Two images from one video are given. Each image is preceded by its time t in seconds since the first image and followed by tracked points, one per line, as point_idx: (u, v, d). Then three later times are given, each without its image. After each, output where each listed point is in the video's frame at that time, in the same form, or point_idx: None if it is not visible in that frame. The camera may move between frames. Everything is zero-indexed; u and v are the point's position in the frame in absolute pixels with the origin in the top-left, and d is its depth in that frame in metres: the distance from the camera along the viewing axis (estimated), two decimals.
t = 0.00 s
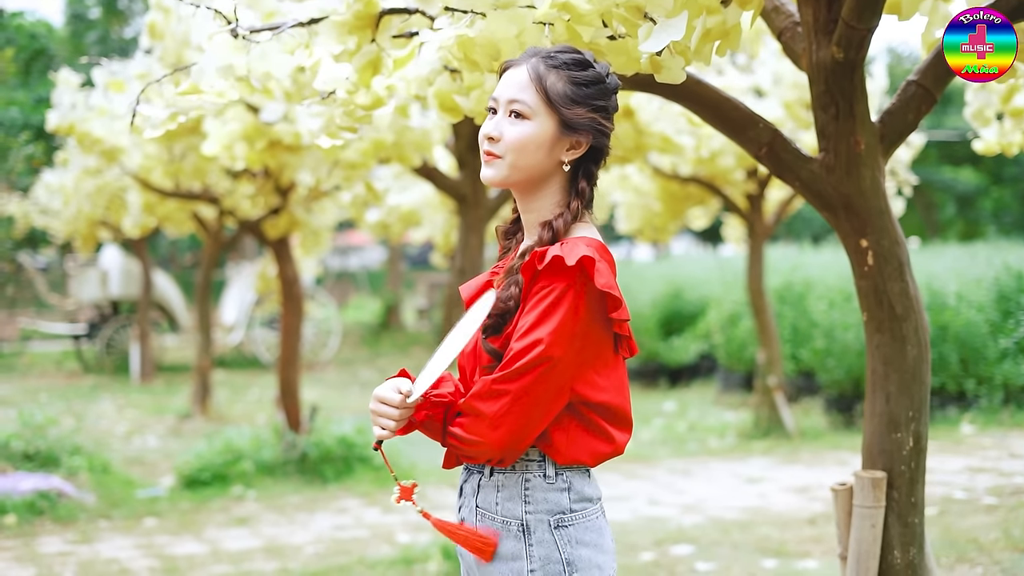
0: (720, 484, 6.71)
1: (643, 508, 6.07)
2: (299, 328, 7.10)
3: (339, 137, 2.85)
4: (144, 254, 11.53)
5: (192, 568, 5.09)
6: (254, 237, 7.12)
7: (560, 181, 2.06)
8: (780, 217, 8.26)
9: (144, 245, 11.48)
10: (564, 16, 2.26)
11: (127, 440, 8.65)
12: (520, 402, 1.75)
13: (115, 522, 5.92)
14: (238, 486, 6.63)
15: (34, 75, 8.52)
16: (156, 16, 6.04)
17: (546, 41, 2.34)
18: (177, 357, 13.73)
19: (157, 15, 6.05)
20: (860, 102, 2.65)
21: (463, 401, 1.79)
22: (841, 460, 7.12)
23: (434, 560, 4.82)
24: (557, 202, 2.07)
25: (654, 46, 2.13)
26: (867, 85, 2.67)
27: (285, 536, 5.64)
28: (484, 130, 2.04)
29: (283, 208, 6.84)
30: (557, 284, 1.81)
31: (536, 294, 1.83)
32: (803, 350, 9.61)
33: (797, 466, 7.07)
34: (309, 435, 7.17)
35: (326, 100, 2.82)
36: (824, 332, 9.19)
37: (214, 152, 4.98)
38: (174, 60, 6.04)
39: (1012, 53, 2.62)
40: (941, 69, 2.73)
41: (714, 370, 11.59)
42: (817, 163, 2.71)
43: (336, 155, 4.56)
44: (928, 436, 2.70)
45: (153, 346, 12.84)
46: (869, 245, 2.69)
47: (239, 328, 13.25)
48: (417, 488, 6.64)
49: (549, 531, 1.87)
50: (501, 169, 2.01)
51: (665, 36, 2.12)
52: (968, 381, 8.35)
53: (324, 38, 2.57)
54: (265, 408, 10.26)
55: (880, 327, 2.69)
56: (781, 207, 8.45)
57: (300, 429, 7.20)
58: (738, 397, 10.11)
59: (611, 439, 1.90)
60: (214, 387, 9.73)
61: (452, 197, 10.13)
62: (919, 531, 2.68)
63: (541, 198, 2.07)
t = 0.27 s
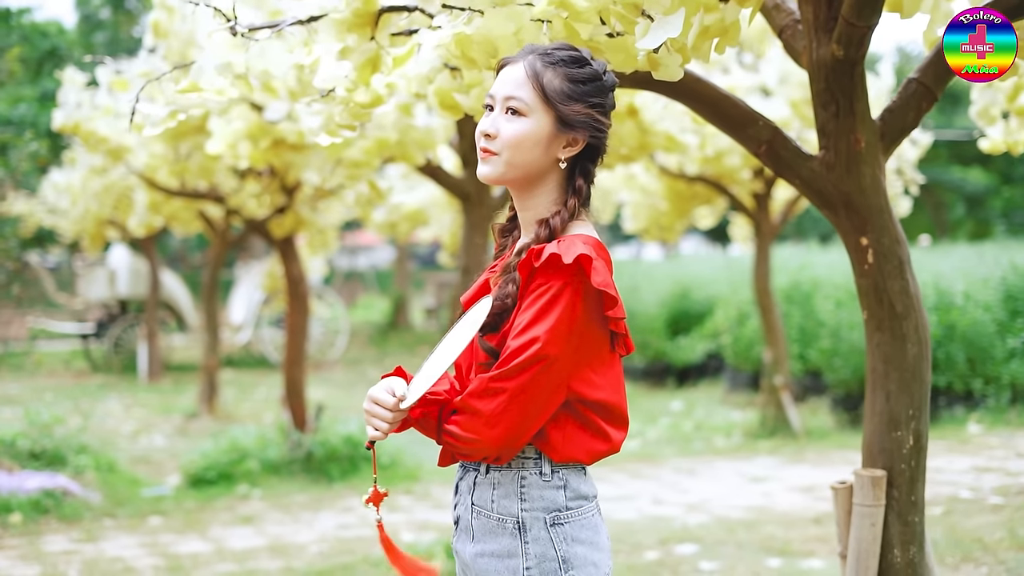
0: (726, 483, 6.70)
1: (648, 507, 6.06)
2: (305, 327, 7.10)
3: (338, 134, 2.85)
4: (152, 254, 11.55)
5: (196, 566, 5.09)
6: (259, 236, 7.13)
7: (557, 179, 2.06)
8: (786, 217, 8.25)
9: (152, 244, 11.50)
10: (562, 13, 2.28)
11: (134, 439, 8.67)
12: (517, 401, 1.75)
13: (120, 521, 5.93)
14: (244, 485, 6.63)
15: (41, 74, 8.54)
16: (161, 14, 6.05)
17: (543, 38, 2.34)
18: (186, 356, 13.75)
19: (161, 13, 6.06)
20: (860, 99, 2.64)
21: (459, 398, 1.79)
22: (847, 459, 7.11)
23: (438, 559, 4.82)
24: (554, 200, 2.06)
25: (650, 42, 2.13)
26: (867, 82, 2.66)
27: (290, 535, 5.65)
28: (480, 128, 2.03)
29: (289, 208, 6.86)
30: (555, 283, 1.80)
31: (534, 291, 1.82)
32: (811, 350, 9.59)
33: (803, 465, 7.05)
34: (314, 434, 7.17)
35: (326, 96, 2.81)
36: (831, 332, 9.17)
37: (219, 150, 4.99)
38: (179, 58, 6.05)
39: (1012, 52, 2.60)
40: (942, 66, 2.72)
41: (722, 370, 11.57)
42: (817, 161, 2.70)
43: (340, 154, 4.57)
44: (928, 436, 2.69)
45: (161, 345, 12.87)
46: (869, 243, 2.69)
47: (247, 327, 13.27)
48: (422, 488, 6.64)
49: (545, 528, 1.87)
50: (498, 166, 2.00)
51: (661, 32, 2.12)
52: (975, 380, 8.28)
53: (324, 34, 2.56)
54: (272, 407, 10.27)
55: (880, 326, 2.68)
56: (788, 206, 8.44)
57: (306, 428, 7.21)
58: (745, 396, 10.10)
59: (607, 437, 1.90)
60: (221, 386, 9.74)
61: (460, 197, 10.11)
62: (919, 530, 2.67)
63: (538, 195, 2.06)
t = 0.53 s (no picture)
0: (731, 483, 6.69)
1: (652, 507, 6.05)
2: (310, 326, 7.10)
3: (336, 134, 2.84)
4: (160, 253, 11.56)
5: (200, 565, 5.10)
6: (265, 235, 7.14)
7: (552, 178, 2.05)
8: (792, 216, 8.23)
9: (159, 243, 11.51)
10: (558, 11, 2.27)
11: (140, 438, 8.68)
12: (517, 399, 1.75)
13: (125, 520, 5.94)
14: (249, 485, 6.64)
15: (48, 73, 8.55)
16: (165, 13, 6.05)
17: (540, 36, 2.34)
18: (193, 355, 13.77)
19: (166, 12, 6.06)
20: (860, 98, 2.63)
21: (457, 397, 1.78)
22: (853, 459, 7.10)
23: (440, 559, 4.82)
24: (550, 199, 2.06)
25: (646, 40, 2.12)
26: (867, 81, 2.65)
27: (294, 534, 5.65)
28: (474, 126, 2.02)
29: (295, 207, 6.87)
30: (555, 282, 1.80)
31: (534, 291, 1.82)
32: (818, 350, 9.57)
33: (808, 465, 7.04)
34: (319, 433, 7.17)
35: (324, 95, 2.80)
36: (837, 331, 9.16)
37: (222, 149, 4.99)
38: (183, 57, 6.05)
39: (1012, 52, 2.61)
40: (941, 65, 2.71)
41: (729, 370, 11.55)
42: (816, 160, 2.70)
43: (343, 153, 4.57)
44: (927, 435, 2.69)
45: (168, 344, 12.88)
46: (869, 242, 2.68)
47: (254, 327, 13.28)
48: (427, 487, 6.64)
49: (540, 527, 1.86)
50: (493, 164, 1.99)
51: (656, 31, 2.11)
52: (982, 380, 8.27)
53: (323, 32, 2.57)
54: (279, 406, 10.28)
55: (879, 325, 2.68)
56: (794, 205, 8.42)
57: (311, 427, 7.21)
58: (751, 396, 10.08)
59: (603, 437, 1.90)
60: (227, 385, 9.75)
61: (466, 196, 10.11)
62: (918, 530, 2.67)
63: (533, 194, 2.05)
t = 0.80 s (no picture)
0: (734, 483, 6.68)
1: (655, 507, 6.05)
2: (314, 326, 7.11)
3: (334, 133, 2.83)
4: (165, 252, 11.58)
5: (202, 565, 5.10)
6: (268, 235, 7.15)
7: (548, 178, 2.04)
8: (796, 216, 8.23)
9: (164, 243, 11.52)
10: (554, 11, 2.26)
11: (145, 437, 8.69)
12: (517, 399, 1.75)
13: (128, 519, 5.94)
14: (252, 484, 6.64)
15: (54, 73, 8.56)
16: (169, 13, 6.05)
17: (537, 36, 2.33)
18: (198, 354, 13.78)
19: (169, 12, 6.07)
20: (858, 98, 2.62)
21: (455, 397, 1.78)
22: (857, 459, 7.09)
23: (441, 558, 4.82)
24: (547, 200, 2.05)
25: (642, 40, 2.11)
26: (865, 81, 2.64)
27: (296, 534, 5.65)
28: (470, 127, 2.01)
29: (298, 207, 6.88)
30: (558, 283, 1.81)
31: (534, 292, 1.82)
32: (822, 350, 9.57)
33: (812, 465, 7.03)
34: (323, 433, 7.18)
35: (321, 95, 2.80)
36: (842, 332, 9.15)
37: (224, 149, 4.99)
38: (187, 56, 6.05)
39: (1012, 52, 2.60)
40: (940, 65, 2.71)
41: (733, 370, 11.55)
42: (814, 160, 2.69)
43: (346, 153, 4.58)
44: (925, 435, 2.68)
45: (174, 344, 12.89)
46: (867, 242, 2.67)
47: (260, 326, 13.29)
48: (430, 487, 6.64)
49: (537, 527, 1.86)
50: (489, 164, 1.98)
51: (651, 31, 2.10)
52: (987, 381, 8.26)
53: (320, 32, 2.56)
54: (283, 405, 10.28)
55: (877, 325, 2.67)
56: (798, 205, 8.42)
57: (315, 427, 7.22)
58: (756, 396, 10.08)
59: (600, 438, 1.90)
60: (232, 384, 9.75)
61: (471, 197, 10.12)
62: (916, 530, 2.66)
63: (529, 195, 2.05)
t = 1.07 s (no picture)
0: (738, 484, 6.67)
1: (659, 508, 6.05)
2: (318, 326, 7.11)
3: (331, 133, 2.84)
4: (171, 252, 11.58)
5: (204, 565, 5.10)
6: (273, 234, 7.16)
7: (545, 180, 2.03)
8: (802, 216, 8.22)
9: (170, 243, 11.53)
10: (550, 12, 2.27)
11: (150, 437, 8.70)
12: (517, 400, 1.74)
13: (132, 519, 5.95)
14: (256, 484, 6.64)
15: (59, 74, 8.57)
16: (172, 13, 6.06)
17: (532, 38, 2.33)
18: (204, 354, 13.80)
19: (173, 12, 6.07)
20: (857, 99, 2.62)
21: (454, 397, 1.77)
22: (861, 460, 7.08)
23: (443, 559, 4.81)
24: (544, 202, 2.04)
25: (637, 41, 2.11)
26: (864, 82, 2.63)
27: (299, 534, 5.65)
28: (465, 130, 1.99)
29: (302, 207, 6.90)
30: (559, 284, 1.80)
31: (534, 293, 1.81)
32: (828, 350, 9.56)
33: (816, 466, 7.02)
34: (327, 433, 7.18)
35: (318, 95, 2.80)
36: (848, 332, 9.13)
37: (227, 149, 5.00)
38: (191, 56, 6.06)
39: (1012, 52, 2.57)
40: (939, 66, 2.70)
41: (739, 371, 11.54)
42: (812, 160, 2.69)
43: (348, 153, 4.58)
44: (923, 437, 2.68)
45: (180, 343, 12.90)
46: (865, 243, 2.67)
47: (266, 326, 13.30)
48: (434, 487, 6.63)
49: (534, 528, 1.85)
50: (487, 168, 1.96)
51: (646, 32, 2.10)
52: (993, 382, 8.23)
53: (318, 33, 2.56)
54: (289, 405, 10.29)
55: (876, 326, 2.67)
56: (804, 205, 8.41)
57: (319, 427, 7.22)
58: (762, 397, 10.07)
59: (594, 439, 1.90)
60: (237, 384, 9.76)
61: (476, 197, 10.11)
62: (914, 532, 2.66)
63: (526, 197, 2.03)
